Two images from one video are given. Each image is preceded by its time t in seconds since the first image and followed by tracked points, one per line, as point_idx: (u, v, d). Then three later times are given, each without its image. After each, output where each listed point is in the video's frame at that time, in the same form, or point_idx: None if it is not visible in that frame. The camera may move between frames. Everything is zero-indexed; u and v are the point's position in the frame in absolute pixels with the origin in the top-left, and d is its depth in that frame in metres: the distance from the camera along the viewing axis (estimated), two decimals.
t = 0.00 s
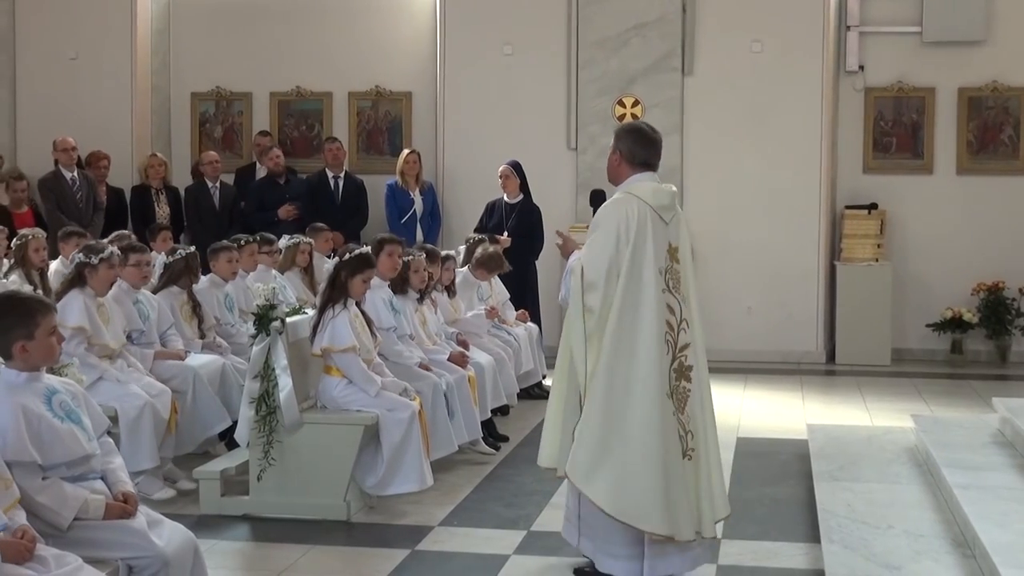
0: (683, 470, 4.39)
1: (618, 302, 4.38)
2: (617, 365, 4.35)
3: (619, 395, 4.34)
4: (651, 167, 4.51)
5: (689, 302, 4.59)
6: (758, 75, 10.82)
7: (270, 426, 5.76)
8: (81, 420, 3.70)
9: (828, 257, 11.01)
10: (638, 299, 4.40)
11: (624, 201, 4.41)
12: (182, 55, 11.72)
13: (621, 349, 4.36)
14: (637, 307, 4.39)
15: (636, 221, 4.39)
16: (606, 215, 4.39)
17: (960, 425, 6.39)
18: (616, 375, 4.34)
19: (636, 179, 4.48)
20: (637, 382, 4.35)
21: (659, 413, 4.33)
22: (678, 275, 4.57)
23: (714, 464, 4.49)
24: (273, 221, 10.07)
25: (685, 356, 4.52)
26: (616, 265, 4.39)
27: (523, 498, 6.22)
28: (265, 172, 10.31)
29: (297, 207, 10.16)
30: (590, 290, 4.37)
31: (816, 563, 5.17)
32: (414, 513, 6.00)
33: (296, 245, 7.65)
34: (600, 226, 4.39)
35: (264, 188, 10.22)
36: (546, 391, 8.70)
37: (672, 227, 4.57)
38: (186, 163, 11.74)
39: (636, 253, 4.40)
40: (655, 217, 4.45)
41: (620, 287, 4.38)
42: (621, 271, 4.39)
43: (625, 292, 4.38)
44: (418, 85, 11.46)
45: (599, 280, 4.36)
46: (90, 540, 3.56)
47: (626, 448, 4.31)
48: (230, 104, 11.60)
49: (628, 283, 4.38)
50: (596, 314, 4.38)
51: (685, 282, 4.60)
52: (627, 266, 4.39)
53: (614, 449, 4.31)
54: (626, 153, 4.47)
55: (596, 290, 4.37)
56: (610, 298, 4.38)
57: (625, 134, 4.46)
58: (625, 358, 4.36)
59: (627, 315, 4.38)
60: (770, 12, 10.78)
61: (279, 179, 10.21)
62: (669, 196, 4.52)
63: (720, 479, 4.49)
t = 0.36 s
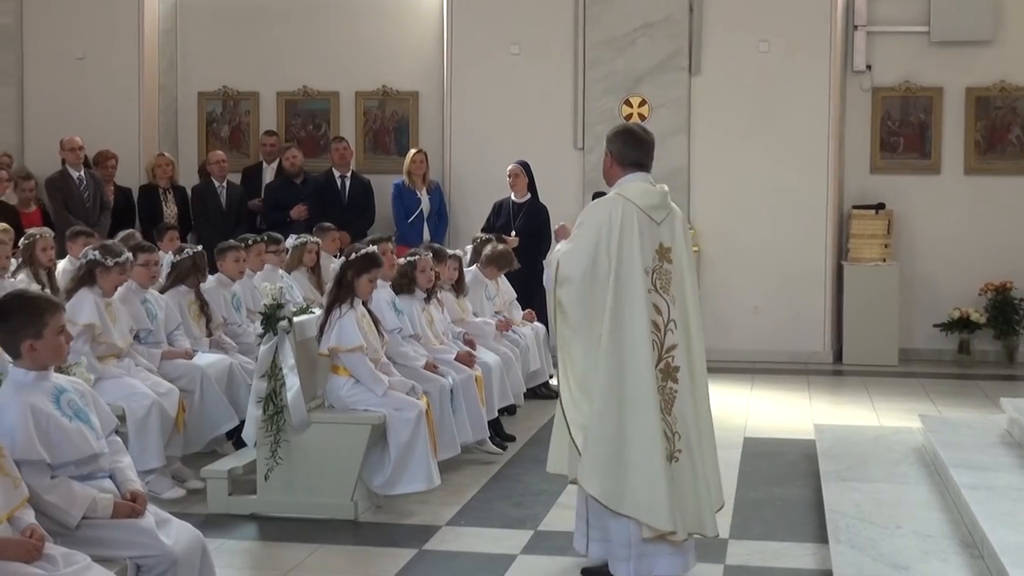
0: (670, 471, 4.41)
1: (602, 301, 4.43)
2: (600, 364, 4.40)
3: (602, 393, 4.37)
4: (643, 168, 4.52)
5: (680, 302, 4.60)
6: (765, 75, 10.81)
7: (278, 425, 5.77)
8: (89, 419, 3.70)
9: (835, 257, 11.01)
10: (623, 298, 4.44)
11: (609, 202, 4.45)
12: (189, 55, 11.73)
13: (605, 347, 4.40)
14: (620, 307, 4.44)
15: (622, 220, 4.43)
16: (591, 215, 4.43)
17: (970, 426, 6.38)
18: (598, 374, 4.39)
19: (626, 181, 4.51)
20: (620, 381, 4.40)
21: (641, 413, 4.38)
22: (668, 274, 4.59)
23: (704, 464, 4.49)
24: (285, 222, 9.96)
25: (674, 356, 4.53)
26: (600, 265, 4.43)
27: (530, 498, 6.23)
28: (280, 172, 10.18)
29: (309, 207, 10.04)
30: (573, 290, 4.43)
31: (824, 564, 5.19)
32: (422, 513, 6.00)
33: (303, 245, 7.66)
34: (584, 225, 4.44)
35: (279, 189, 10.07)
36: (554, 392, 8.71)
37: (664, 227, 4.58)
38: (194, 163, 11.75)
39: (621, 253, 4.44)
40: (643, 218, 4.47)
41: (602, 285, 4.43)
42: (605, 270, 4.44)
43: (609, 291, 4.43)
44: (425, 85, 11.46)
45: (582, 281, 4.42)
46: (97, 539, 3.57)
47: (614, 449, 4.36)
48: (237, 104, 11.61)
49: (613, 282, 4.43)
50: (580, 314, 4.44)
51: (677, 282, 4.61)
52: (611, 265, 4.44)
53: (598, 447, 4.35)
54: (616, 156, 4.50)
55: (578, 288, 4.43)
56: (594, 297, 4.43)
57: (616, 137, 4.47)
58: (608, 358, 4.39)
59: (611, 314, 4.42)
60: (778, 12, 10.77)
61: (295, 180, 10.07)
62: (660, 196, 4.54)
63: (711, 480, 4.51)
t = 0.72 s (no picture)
0: (662, 466, 4.55)
1: (600, 300, 4.56)
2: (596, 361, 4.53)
3: (598, 389, 4.51)
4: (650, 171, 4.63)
5: (679, 301, 4.71)
6: (783, 74, 10.80)
7: (295, 423, 5.79)
8: (108, 415, 3.71)
9: (852, 257, 10.99)
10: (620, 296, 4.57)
11: (609, 203, 4.56)
12: (206, 53, 11.75)
13: (601, 344, 4.53)
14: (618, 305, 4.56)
15: (623, 221, 4.54)
16: (592, 215, 4.54)
17: (990, 428, 6.37)
18: (595, 371, 4.52)
19: (632, 183, 4.61)
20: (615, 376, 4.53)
21: (635, 408, 4.52)
22: (667, 274, 4.69)
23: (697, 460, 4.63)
24: (302, 219, 10.17)
25: (670, 354, 4.66)
26: (599, 264, 4.55)
27: (547, 497, 6.24)
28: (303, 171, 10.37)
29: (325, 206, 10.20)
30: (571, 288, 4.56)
31: (841, 564, 5.21)
32: (438, 512, 6.02)
33: (320, 243, 7.59)
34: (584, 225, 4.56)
35: (301, 187, 10.26)
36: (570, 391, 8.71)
37: (666, 228, 4.68)
38: (211, 161, 11.77)
39: (620, 253, 4.56)
40: (644, 219, 4.58)
41: (600, 284, 4.56)
42: (603, 270, 4.56)
43: (607, 290, 4.55)
44: (442, 84, 11.47)
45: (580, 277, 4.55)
46: (115, 535, 3.58)
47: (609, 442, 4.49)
48: (255, 102, 11.63)
49: (611, 281, 4.56)
50: (577, 311, 4.56)
51: (676, 282, 4.71)
52: (609, 264, 4.56)
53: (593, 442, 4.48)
54: (626, 159, 4.61)
55: (577, 286, 4.56)
56: (592, 294, 4.56)
57: (625, 140, 4.59)
58: (605, 356, 4.52)
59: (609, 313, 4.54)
60: (796, 11, 10.75)
61: (316, 180, 10.24)
62: (663, 199, 4.64)
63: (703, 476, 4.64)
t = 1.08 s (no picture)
0: (653, 445, 4.92)
1: (608, 283, 4.92)
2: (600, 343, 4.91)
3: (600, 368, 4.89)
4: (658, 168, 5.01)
5: (685, 290, 5.03)
6: (803, 73, 10.78)
7: (316, 420, 5.81)
8: (130, 412, 3.74)
9: (873, 255, 10.96)
10: (627, 282, 4.93)
11: (619, 194, 4.94)
12: (228, 52, 11.79)
13: (605, 326, 4.91)
14: (623, 291, 4.93)
15: (632, 211, 4.91)
16: (605, 204, 4.92)
17: (1016, 427, 6.34)
18: (599, 351, 4.91)
19: (647, 177, 4.98)
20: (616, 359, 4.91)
21: (632, 390, 4.89)
22: (676, 263, 5.02)
23: (691, 443, 4.97)
24: (319, 216, 10.13)
25: (673, 341, 4.99)
26: (608, 251, 4.93)
27: (568, 495, 6.24)
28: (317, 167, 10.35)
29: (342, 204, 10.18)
30: (582, 270, 4.92)
31: (862, 563, 5.21)
32: (458, 509, 6.02)
33: (341, 242, 7.66)
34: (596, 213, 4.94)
35: (314, 185, 10.23)
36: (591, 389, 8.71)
37: (676, 221, 5.02)
38: (232, 160, 11.81)
39: (628, 240, 4.93)
40: (653, 210, 4.94)
41: (609, 271, 4.92)
42: (613, 256, 4.93)
43: (615, 276, 4.92)
44: (462, 82, 11.48)
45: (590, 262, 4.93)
46: (138, 531, 3.60)
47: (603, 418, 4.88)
48: (275, 101, 11.65)
49: (619, 267, 4.92)
50: (586, 294, 4.93)
51: (684, 271, 5.03)
52: (619, 251, 4.92)
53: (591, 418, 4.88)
54: (637, 155, 5.01)
55: (588, 270, 4.93)
56: (601, 279, 4.93)
57: (637, 139, 5.01)
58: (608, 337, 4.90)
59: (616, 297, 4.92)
60: (817, 9, 10.72)
61: (331, 177, 10.22)
62: (674, 193, 4.99)
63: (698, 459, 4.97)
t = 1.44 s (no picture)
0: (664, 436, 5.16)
1: (614, 280, 5.20)
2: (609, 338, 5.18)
3: (609, 363, 5.16)
4: (659, 165, 5.26)
5: (691, 286, 5.27)
6: (826, 67, 10.75)
7: (340, 417, 5.82)
8: (155, 410, 3.77)
9: (897, 250, 10.92)
10: (633, 279, 5.20)
11: (621, 194, 5.22)
12: (251, 51, 11.84)
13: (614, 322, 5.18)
14: (630, 288, 5.19)
15: (635, 209, 5.19)
16: (608, 203, 5.20)
17: None
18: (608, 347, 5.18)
19: (648, 175, 5.24)
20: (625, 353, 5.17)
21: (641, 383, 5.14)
22: (680, 260, 5.27)
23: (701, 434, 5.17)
24: (341, 215, 10.14)
25: (680, 335, 5.22)
26: (614, 248, 5.20)
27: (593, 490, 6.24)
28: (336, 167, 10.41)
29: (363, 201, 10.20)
30: (589, 268, 5.20)
31: (887, 558, 5.20)
32: (483, 506, 6.03)
33: (364, 239, 7.74)
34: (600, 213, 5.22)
35: (334, 182, 10.24)
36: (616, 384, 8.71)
37: (678, 218, 5.27)
38: (256, 158, 11.87)
39: (632, 238, 5.20)
40: (655, 208, 5.20)
41: (614, 268, 5.20)
42: (617, 253, 5.20)
43: (621, 274, 5.19)
44: (484, 79, 11.49)
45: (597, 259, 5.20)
46: (164, 528, 3.62)
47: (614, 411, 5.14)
48: (298, 99, 11.71)
49: (625, 264, 5.19)
50: (595, 292, 5.21)
51: (689, 267, 5.28)
52: (624, 248, 5.19)
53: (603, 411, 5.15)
54: (638, 153, 5.26)
55: (594, 268, 5.21)
56: (608, 276, 5.21)
57: (637, 138, 5.27)
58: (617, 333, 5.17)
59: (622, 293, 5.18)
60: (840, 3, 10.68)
61: (350, 175, 10.26)
62: (675, 190, 5.25)
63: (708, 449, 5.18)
